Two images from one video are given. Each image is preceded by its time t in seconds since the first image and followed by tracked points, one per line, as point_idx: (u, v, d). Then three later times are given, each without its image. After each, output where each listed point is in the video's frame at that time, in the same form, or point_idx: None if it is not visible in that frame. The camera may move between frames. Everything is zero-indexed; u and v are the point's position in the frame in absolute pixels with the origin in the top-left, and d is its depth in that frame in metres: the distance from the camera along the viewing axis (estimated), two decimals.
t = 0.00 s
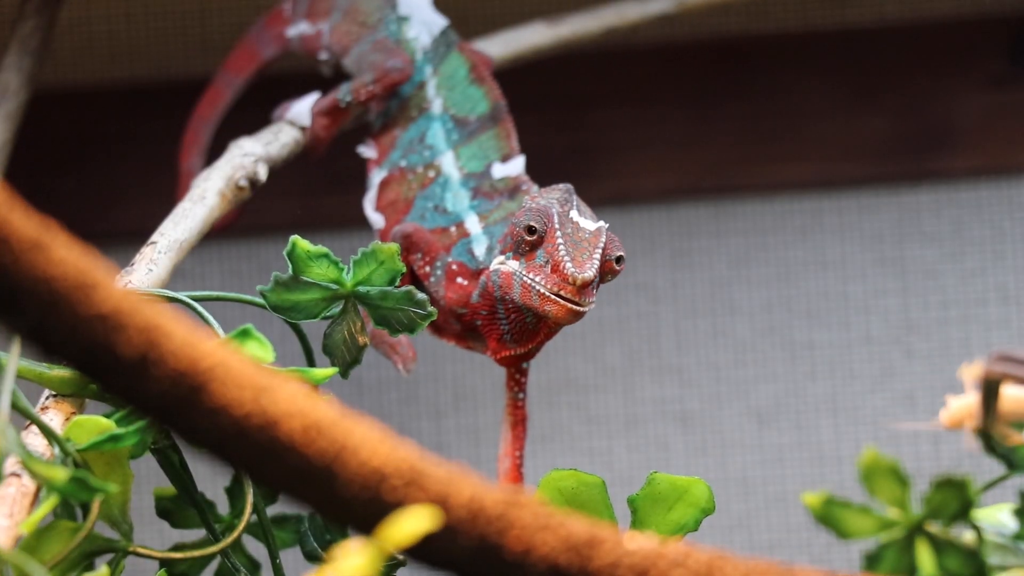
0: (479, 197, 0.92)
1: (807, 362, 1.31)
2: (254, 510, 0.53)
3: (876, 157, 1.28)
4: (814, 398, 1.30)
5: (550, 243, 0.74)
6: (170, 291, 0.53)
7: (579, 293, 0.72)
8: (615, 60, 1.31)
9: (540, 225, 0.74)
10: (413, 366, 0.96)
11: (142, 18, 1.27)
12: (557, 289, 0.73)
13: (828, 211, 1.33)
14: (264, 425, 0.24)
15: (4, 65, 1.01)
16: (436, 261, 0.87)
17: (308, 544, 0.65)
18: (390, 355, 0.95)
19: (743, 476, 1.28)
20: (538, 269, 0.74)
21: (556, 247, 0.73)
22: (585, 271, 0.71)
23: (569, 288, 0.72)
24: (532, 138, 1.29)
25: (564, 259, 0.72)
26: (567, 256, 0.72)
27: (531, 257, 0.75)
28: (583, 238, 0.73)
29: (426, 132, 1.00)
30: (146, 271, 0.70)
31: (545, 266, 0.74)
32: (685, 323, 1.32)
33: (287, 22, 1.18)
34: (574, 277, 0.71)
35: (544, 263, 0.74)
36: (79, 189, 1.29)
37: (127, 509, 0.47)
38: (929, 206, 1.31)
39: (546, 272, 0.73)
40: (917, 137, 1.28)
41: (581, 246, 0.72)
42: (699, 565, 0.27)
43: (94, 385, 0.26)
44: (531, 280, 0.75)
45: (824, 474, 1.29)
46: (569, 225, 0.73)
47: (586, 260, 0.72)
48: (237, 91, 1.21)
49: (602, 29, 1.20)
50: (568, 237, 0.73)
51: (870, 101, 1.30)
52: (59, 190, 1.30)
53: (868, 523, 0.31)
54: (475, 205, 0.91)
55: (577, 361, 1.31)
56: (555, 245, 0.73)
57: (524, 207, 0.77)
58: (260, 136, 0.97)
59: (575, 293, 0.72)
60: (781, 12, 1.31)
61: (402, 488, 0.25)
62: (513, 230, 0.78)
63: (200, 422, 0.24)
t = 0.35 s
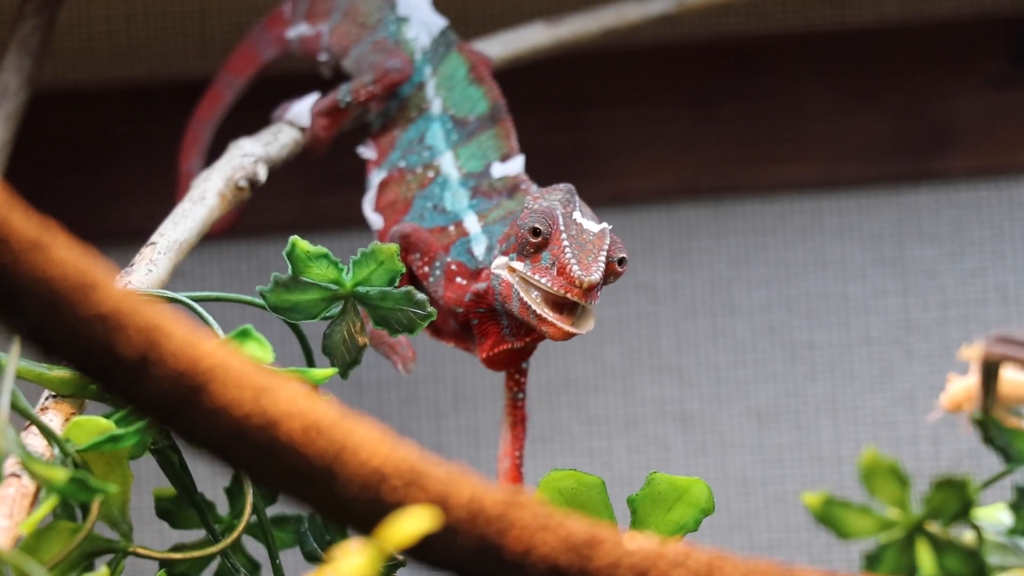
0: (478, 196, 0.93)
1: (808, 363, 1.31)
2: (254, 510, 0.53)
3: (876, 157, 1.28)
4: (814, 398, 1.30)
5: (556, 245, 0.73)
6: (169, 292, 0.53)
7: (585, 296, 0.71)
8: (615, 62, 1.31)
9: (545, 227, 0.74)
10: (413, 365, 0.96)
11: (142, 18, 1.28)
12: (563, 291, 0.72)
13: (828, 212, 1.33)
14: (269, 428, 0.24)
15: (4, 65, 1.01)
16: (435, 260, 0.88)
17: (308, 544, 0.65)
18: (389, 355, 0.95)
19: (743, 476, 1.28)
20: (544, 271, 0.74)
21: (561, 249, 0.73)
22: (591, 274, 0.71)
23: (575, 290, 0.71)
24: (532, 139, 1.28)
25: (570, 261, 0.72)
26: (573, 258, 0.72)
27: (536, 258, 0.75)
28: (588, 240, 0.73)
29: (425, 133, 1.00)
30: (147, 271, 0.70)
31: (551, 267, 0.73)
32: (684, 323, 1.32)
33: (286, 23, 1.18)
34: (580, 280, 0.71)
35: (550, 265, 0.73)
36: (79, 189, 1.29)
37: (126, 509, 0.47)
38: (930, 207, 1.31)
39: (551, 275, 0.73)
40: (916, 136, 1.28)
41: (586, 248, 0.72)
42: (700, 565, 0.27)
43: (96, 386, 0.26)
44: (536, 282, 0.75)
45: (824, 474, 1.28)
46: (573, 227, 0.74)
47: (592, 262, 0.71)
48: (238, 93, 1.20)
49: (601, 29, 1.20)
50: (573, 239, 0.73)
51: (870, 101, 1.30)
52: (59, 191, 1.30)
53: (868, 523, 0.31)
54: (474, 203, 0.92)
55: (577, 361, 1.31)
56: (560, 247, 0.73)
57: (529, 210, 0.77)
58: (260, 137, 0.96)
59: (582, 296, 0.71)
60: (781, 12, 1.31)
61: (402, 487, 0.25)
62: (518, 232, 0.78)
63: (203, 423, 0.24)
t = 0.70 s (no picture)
0: (469, 194, 0.93)
1: (807, 363, 1.31)
2: (255, 510, 0.54)
3: (876, 157, 1.27)
4: (814, 398, 1.30)
5: (554, 241, 0.73)
6: (169, 292, 0.53)
7: (586, 288, 0.71)
8: (615, 63, 1.31)
9: (543, 225, 0.75)
10: (404, 368, 0.96)
11: (141, 18, 1.29)
12: (563, 284, 0.72)
13: (828, 211, 1.33)
14: (269, 428, 0.24)
15: (4, 65, 1.01)
16: (425, 260, 0.88)
17: (308, 544, 0.65)
18: (381, 360, 0.95)
19: (743, 476, 1.28)
20: (544, 266, 0.73)
21: (561, 245, 0.73)
22: (592, 266, 0.71)
23: (575, 281, 0.71)
24: (532, 139, 1.29)
25: (571, 255, 0.72)
26: (573, 252, 0.72)
27: (536, 254, 0.75)
28: (586, 236, 0.73)
29: (420, 134, 1.00)
30: (145, 271, 0.70)
31: (551, 262, 0.73)
32: (685, 323, 1.32)
33: (286, 24, 1.18)
34: (581, 272, 0.71)
35: (550, 260, 0.73)
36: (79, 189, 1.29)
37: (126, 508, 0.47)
38: (928, 207, 1.31)
39: (552, 269, 0.73)
40: (916, 136, 1.28)
41: (585, 243, 0.72)
42: (700, 565, 0.27)
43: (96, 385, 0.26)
44: (536, 277, 0.74)
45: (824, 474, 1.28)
46: (570, 224, 0.74)
47: (592, 256, 0.72)
48: (239, 97, 1.20)
49: (602, 29, 1.19)
50: (572, 234, 0.73)
51: (871, 100, 1.29)
52: (59, 191, 1.30)
53: (868, 522, 0.31)
54: (463, 202, 0.92)
55: (576, 361, 1.31)
56: (560, 241, 0.73)
57: (525, 209, 0.77)
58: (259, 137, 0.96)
59: (586, 286, 0.71)
60: (780, 11, 1.31)
61: (401, 486, 0.25)
62: (516, 231, 0.77)
63: (203, 423, 0.24)
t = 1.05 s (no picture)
0: (469, 194, 0.93)
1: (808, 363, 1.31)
2: (255, 510, 0.54)
3: (875, 157, 1.27)
4: (814, 398, 1.30)
5: (554, 244, 0.74)
6: (169, 293, 0.53)
7: (586, 293, 0.71)
8: (615, 63, 1.31)
9: (544, 228, 0.75)
10: (405, 371, 0.96)
11: (142, 18, 1.28)
12: (563, 287, 0.72)
13: (828, 211, 1.33)
14: (268, 428, 0.24)
15: (4, 65, 1.01)
16: (426, 262, 0.88)
17: (307, 545, 0.65)
18: (382, 362, 0.95)
19: (742, 476, 1.28)
20: (544, 270, 0.74)
21: (561, 249, 0.73)
22: (592, 271, 0.71)
23: (573, 286, 0.71)
24: (533, 140, 1.28)
25: (571, 259, 0.72)
26: (573, 256, 0.72)
27: (536, 257, 0.75)
28: (586, 240, 0.73)
29: (420, 134, 1.00)
30: (145, 271, 0.70)
31: (550, 267, 0.73)
32: (684, 323, 1.32)
33: (286, 24, 1.18)
34: (581, 277, 0.71)
35: (550, 264, 0.73)
36: (78, 189, 1.29)
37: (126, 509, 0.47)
38: (929, 207, 1.31)
39: (551, 273, 0.73)
40: (916, 136, 1.28)
41: (585, 247, 0.72)
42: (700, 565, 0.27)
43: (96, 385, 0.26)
44: (536, 280, 0.75)
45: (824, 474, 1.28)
46: (570, 227, 0.74)
47: (592, 260, 0.72)
48: (238, 97, 1.20)
49: (602, 29, 1.20)
50: (572, 238, 0.73)
51: (871, 101, 1.29)
52: (59, 192, 1.30)
53: (868, 523, 0.31)
54: (463, 203, 0.91)
55: (576, 361, 1.31)
56: (559, 246, 0.73)
57: (525, 211, 0.77)
58: (259, 138, 0.96)
59: (585, 290, 0.71)
60: (780, 12, 1.31)
61: (401, 487, 0.25)
62: (516, 233, 0.78)
63: (202, 423, 0.24)
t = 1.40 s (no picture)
0: (467, 194, 0.93)
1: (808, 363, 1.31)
2: (255, 510, 0.54)
3: (875, 157, 1.27)
4: (814, 398, 1.30)
5: (552, 246, 0.74)
6: (168, 293, 0.53)
7: (585, 294, 0.72)
8: (614, 63, 1.31)
9: (542, 229, 0.74)
10: (405, 372, 0.96)
11: (142, 18, 1.28)
12: (561, 288, 0.72)
13: (828, 211, 1.33)
14: (269, 427, 0.24)
15: (4, 65, 1.01)
16: (426, 263, 0.88)
17: (307, 545, 0.65)
18: (383, 363, 0.95)
19: (743, 476, 1.28)
20: (541, 272, 0.74)
21: (559, 250, 0.73)
22: (590, 273, 0.71)
23: (570, 287, 0.72)
24: (533, 140, 1.28)
25: (569, 261, 0.72)
26: (571, 258, 0.72)
27: (534, 258, 0.75)
28: (583, 240, 0.73)
29: (420, 134, 1.00)
30: (144, 271, 0.70)
31: (549, 268, 0.73)
32: (684, 323, 1.32)
33: (286, 24, 1.18)
34: (580, 280, 0.71)
35: (548, 266, 0.73)
36: (78, 189, 1.29)
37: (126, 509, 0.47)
38: (929, 207, 1.31)
39: (550, 275, 0.73)
40: (916, 136, 1.28)
41: (583, 248, 0.73)
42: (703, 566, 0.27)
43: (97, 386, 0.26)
44: (534, 281, 0.75)
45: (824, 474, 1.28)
46: (569, 228, 0.74)
47: (590, 262, 0.72)
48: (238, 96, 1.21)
49: (602, 29, 1.20)
50: (570, 239, 0.73)
51: (870, 101, 1.29)
52: (59, 192, 1.30)
53: (868, 523, 0.31)
54: (462, 202, 0.91)
55: (575, 361, 1.31)
56: (558, 247, 0.73)
57: (523, 212, 0.77)
58: (259, 138, 0.96)
59: (582, 293, 0.71)
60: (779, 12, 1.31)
61: (403, 488, 0.25)
62: (514, 233, 0.78)
63: (203, 423, 0.24)
